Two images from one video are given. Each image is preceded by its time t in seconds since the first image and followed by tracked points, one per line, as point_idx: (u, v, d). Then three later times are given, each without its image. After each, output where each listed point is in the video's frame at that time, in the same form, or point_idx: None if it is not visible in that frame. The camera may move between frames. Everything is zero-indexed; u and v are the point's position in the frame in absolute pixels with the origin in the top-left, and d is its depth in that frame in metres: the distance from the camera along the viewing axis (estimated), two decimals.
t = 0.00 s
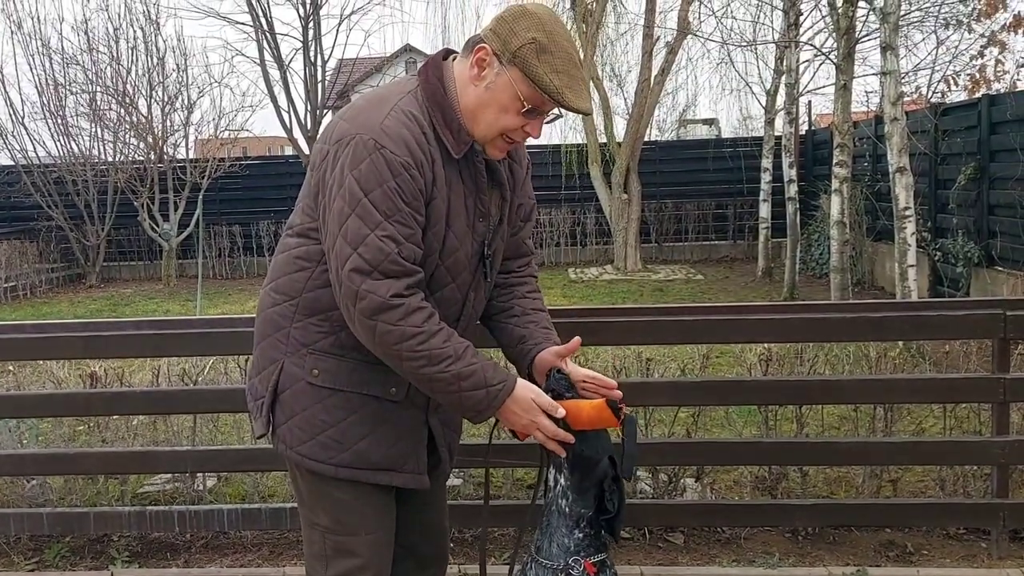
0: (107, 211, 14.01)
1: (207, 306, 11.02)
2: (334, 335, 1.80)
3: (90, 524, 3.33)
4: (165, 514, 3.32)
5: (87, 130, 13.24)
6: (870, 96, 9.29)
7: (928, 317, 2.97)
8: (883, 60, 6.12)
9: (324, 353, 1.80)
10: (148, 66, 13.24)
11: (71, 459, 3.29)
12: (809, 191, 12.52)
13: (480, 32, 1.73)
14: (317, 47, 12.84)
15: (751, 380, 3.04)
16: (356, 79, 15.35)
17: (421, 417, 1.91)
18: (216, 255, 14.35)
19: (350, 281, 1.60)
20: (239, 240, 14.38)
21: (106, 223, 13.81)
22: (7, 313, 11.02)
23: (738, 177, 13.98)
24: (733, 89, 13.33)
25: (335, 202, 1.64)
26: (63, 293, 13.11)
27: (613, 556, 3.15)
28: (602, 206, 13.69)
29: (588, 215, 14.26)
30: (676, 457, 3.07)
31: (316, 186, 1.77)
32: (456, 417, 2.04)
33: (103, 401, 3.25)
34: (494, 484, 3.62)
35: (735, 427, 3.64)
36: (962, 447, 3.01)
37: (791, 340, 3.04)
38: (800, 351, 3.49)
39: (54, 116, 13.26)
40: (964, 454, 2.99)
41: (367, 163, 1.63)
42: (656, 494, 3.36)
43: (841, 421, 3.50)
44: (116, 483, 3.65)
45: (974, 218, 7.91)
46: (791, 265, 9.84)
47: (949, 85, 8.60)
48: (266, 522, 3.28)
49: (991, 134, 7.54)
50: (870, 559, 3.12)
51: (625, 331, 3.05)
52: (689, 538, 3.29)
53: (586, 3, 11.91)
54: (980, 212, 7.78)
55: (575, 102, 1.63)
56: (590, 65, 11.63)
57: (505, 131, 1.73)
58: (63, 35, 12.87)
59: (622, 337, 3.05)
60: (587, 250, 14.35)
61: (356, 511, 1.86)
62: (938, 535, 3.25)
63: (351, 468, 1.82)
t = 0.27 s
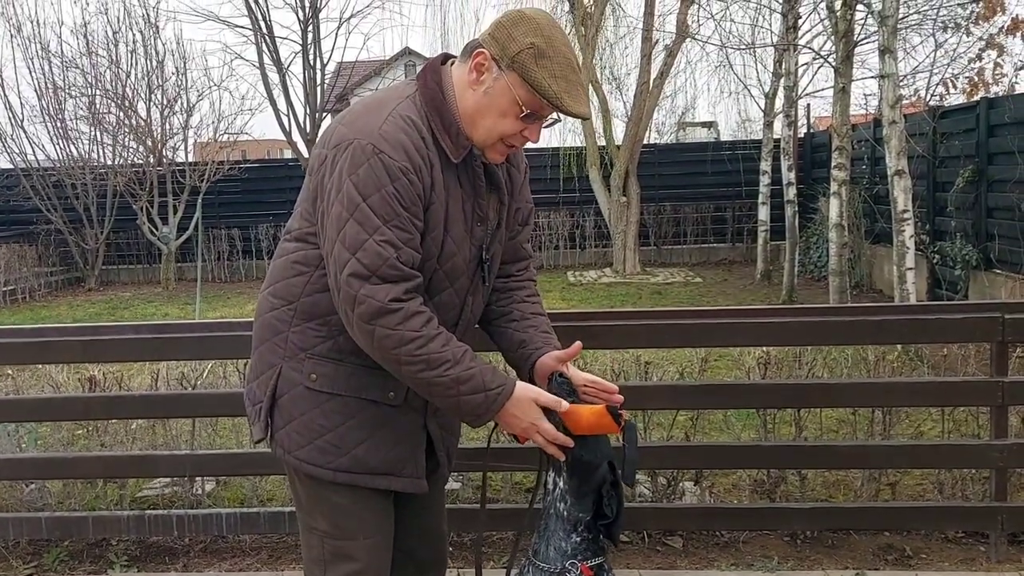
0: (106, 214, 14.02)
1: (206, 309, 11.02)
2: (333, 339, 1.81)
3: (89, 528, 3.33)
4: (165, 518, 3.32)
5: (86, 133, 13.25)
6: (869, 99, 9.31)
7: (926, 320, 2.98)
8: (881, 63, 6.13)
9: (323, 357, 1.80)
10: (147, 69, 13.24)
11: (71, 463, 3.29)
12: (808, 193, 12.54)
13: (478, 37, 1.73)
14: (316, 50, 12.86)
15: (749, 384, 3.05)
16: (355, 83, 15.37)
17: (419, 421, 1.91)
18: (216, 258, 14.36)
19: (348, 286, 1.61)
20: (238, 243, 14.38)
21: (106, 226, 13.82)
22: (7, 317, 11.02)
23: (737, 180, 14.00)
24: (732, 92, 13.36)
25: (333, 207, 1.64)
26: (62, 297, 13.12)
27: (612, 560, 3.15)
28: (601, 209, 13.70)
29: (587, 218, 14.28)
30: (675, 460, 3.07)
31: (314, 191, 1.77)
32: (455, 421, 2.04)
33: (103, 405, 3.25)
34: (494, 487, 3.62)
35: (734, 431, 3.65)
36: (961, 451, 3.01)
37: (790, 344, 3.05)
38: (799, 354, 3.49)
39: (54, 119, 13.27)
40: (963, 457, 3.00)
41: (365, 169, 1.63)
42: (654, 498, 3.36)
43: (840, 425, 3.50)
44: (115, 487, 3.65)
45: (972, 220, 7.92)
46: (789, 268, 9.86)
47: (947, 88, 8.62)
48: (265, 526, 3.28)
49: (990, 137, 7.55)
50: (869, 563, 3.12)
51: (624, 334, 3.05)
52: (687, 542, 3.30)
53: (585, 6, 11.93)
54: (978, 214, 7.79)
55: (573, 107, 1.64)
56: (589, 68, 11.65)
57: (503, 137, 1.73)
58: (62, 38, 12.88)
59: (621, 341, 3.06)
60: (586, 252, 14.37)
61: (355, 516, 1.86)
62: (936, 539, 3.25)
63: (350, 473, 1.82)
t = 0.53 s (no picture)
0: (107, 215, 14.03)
1: (207, 310, 11.03)
2: (334, 339, 1.81)
3: (90, 528, 3.33)
4: (165, 519, 3.32)
5: (87, 134, 13.26)
6: (869, 100, 9.32)
7: (927, 321, 2.98)
8: (881, 64, 6.14)
9: (324, 358, 1.80)
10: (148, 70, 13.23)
11: (72, 463, 3.29)
12: (809, 195, 12.55)
13: (477, 36, 1.73)
14: (317, 51, 12.87)
15: (750, 385, 3.05)
16: (356, 84, 15.38)
17: (420, 421, 1.91)
18: (216, 259, 14.36)
19: (350, 286, 1.61)
20: (239, 244, 14.39)
21: (106, 227, 13.83)
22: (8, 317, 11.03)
23: (737, 181, 14.01)
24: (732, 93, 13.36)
25: (334, 207, 1.64)
26: (63, 297, 13.12)
27: (613, 561, 3.14)
28: (601, 210, 13.71)
29: (588, 219, 14.30)
30: (676, 461, 3.07)
31: (314, 192, 1.77)
32: (457, 421, 2.04)
33: (104, 405, 3.25)
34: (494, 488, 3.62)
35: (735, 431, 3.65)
36: (962, 452, 3.00)
37: (791, 344, 3.04)
38: (800, 355, 3.49)
39: (54, 120, 13.28)
40: (964, 458, 2.99)
41: (366, 169, 1.63)
42: (655, 498, 3.36)
43: (841, 425, 3.50)
44: (116, 487, 3.64)
45: (973, 222, 7.91)
46: (790, 269, 9.86)
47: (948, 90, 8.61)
48: (266, 527, 3.28)
49: (991, 138, 7.55)
50: (870, 564, 3.12)
51: (625, 335, 3.05)
52: (688, 542, 3.30)
53: (585, 7, 11.94)
54: (979, 216, 7.79)
55: (574, 104, 1.64)
56: (589, 69, 11.65)
57: (504, 135, 1.73)
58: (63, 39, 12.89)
59: (622, 341, 3.05)
60: (587, 254, 14.39)
61: (356, 515, 1.86)
62: (938, 540, 3.24)
63: (351, 473, 1.82)
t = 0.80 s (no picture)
0: (107, 217, 14.04)
1: (207, 312, 11.05)
2: (336, 341, 1.81)
3: (91, 530, 3.33)
4: (165, 520, 3.32)
5: (87, 135, 13.28)
6: (869, 102, 9.34)
7: (926, 323, 2.98)
8: (881, 66, 6.14)
9: (325, 359, 1.81)
10: (148, 72, 13.23)
11: (72, 464, 3.29)
12: (808, 196, 12.57)
13: (477, 37, 1.74)
14: (317, 53, 12.88)
15: (750, 387, 3.05)
16: (356, 85, 15.40)
17: (422, 422, 1.91)
18: (216, 260, 14.37)
19: (352, 287, 1.61)
20: (239, 245, 14.39)
21: (106, 229, 13.84)
22: (8, 318, 11.04)
23: (737, 182, 14.01)
24: (732, 95, 13.37)
25: (336, 209, 1.65)
26: (62, 299, 13.12)
27: (612, 562, 3.15)
28: (601, 211, 13.72)
29: (588, 221, 14.31)
30: (676, 462, 3.07)
31: (316, 194, 1.78)
32: (458, 422, 2.05)
33: (104, 407, 3.25)
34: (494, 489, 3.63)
35: (735, 433, 3.65)
36: (962, 454, 3.01)
37: (790, 346, 3.05)
38: (800, 356, 3.49)
39: (54, 121, 13.29)
40: (963, 460, 3.00)
41: (367, 170, 1.63)
42: (655, 500, 3.37)
43: (841, 427, 3.50)
44: (116, 489, 3.65)
45: (973, 224, 7.92)
46: (789, 271, 9.88)
47: (947, 91, 8.62)
48: (267, 528, 3.28)
49: (990, 140, 7.55)
50: (869, 565, 3.12)
51: (625, 336, 3.05)
52: (688, 544, 3.30)
53: (585, 9, 11.95)
54: (979, 217, 7.79)
55: (574, 103, 1.64)
56: (589, 71, 11.66)
57: (505, 135, 1.74)
58: (63, 40, 12.90)
59: (622, 343, 3.06)
60: (587, 255, 14.41)
61: (357, 517, 1.87)
62: (938, 542, 3.25)
63: (352, 475, 1.83)
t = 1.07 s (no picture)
0: (106, 218, 14.04)
1: (207, 313, 11.05)
2: (336, 343, 1.81)
3: (90, 531, 3.33)
4: (165, 521, 3.32)
5: (87, 136, 13.28)
6: (868, 103, 9.34)
7: (926, 324, 2.99)
8: (881, 67, 6.14)
9: (325, 361, 1.81)
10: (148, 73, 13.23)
11: (71, 466, 3.29)
12: (808, 197, 12.57)
13: (480, 41, 1.74)
14: (316, 54, 12.89)
15: (749, 388, 3.05)
16: (355, 87, 15.41)
17: (421, 424, 1.91)
18: (216, 261, 14.37)
19: (352, 288, 1.61)
20: (238, 246, 14.40)
21: (106, 230, 13.84)
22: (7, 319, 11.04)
23: (737, 183, 14.01)
24: (731, 96, 13.38)
25: (337, 210, 1.65)
26: (62, 300, 13.12)
27: (612, 563, 3.15)
28: (600, 212, 13.72)
29: (587, 222, 14.31)
30: (676, 464, 3.07)
31: (317, 195, 1.78)
32: (457, 424, 2.05)
33: (104, 408, 3.26)
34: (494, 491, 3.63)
35: (735, 434, 3.66)
36: (961, 455, 3.01)
37: (789, 347, 3.05)
38: (799, 358, 3.49)
39: (54, 122, 13.29)
40: (963, 461, 3.00)
41: (369, 172, 1.64)
42: (655, 501, 3.37)
43: (840, 428, 3.50)
44: (115, 490, 3.65)
45: (972, 225, 7.92)
46: (789, 272, 9.88)
47: (947, 92, 8.63)
48: (266, 529, 3.28)
49: (990, 140, 7.56)
50: (869, 566, 3.12)
51: (625, 337, 3.05)
52: (687, 545, 3.30)
53: (585, 10, 11.95)
54: (978, 218, 7.79)
55: (575, 110, 1.64)
56: (589, 72, 11.67)
57: (506, 140, 1.74)
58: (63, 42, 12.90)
59: (621, 344, 3.06)
60: (586, 256, 14.42)
61: (357, 518, 1.87)
62: (937, 542, 3.25)
63: (352, 476, 1.83)
